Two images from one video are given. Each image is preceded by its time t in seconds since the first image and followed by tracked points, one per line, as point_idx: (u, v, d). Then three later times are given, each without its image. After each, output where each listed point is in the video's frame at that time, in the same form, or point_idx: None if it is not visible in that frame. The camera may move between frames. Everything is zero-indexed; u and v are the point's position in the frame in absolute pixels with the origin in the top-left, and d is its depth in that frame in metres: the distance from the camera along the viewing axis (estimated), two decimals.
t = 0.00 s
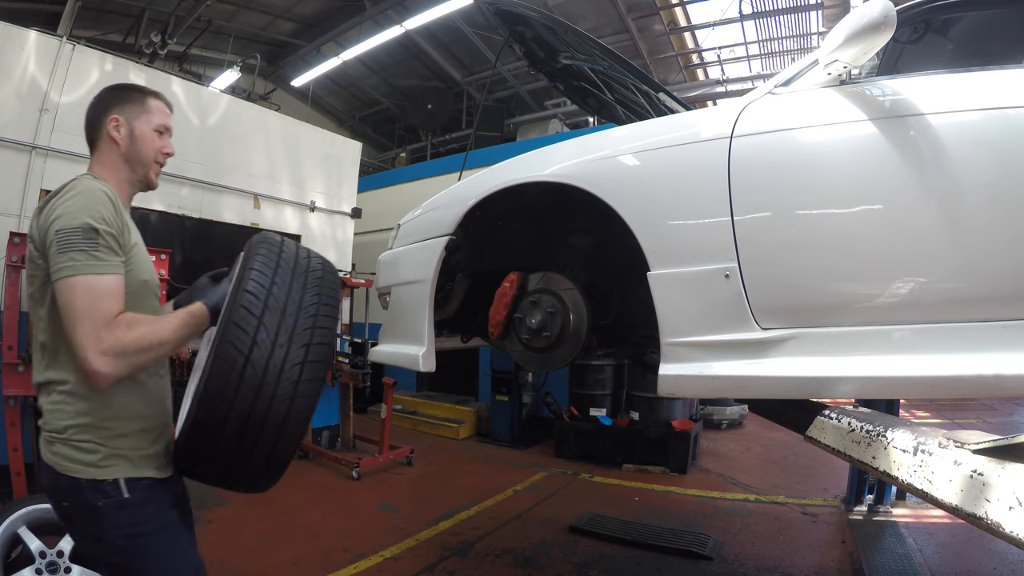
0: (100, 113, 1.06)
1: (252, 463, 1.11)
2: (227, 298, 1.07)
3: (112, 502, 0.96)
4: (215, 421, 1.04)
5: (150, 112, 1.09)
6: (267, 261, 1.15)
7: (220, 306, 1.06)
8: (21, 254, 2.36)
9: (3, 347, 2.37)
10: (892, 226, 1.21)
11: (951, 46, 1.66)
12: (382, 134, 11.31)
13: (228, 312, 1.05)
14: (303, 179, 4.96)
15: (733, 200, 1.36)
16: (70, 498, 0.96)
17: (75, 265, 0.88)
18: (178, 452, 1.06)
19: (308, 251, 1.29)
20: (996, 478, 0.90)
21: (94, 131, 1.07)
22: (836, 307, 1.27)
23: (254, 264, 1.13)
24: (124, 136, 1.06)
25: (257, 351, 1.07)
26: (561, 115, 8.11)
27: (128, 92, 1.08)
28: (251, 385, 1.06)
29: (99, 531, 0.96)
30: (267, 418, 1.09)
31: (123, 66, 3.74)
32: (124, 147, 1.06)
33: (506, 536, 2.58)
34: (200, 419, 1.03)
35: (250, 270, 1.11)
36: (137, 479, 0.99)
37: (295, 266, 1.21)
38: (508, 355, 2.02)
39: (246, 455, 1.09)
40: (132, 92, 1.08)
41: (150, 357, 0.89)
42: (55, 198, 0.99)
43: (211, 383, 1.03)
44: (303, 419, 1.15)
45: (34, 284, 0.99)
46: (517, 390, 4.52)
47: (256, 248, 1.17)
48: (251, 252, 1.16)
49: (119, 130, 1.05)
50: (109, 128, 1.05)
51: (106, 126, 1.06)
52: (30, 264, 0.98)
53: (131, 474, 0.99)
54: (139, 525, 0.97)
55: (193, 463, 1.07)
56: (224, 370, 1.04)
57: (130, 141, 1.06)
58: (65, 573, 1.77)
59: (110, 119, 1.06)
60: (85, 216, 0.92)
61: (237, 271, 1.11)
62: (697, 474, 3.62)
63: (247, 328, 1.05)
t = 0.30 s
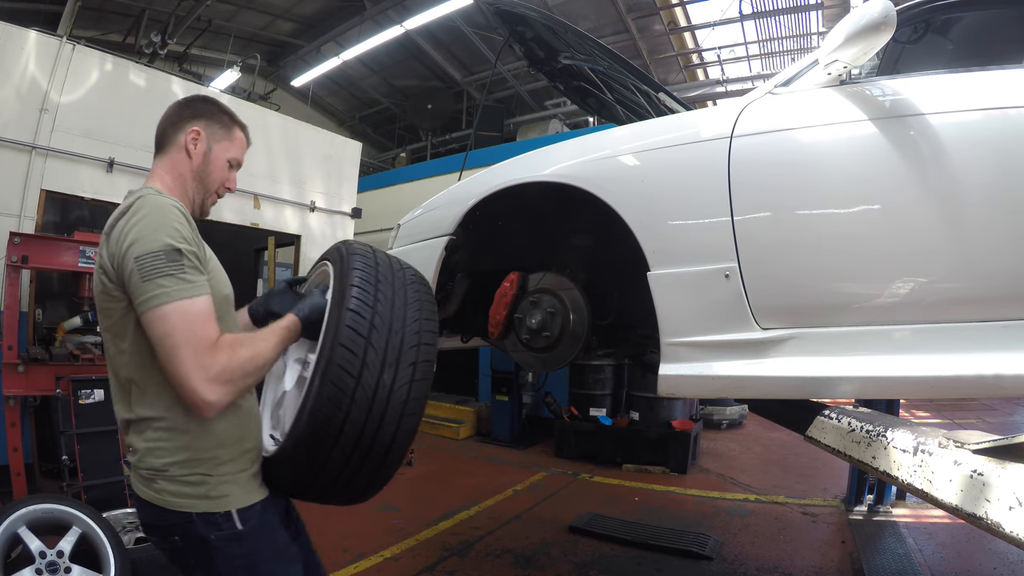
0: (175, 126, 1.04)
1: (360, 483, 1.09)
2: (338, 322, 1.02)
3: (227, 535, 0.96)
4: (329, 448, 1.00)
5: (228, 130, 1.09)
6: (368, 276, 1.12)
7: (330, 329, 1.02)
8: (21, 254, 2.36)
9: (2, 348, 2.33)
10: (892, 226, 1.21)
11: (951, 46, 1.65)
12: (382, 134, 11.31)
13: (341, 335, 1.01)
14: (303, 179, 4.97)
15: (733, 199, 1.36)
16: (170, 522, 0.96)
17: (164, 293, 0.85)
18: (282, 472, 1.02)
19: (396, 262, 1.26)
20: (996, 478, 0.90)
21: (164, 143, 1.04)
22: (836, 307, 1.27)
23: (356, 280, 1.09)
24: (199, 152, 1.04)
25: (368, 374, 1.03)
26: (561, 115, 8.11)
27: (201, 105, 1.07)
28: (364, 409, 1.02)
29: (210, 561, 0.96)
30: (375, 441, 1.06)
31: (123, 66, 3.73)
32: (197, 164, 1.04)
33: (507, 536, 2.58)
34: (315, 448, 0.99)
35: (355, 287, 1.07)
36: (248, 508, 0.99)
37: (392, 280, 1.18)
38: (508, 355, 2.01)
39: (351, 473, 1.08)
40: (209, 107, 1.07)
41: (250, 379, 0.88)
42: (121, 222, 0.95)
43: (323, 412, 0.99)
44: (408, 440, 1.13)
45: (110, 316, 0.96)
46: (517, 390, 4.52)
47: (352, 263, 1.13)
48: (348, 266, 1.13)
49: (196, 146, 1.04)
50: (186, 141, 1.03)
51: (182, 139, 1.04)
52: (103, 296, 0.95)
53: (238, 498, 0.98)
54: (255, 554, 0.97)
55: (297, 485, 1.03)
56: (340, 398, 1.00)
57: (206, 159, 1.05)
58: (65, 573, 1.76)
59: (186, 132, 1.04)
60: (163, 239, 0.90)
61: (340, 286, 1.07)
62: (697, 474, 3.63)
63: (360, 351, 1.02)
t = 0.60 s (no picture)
0: (203, 112, 1.05)
1: (429, 444, 1.22)
2: (397, 290, 1.15)
3: (286, 534, 0.98)
4: (396, 409, 1.13)
5: (255, 106, 1.09)
6: (423, 247, 1.24)
7: (390, 298, 1.15)
8: (22, 254, 2.36)
9: (2, 347, 2.34)
10: (892, 226, 1.21)
11: (951, 46, 1.65)
12: (382, 134, 11.32)
13: (403, 302, 1.14)
14: (303, 179, 4.97)
15: (733, 199, 1.36)
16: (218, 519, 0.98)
17: (223, 291, 0.85)
18: (350, 439, 1.15)
19: (445, 229, 1.39)
20: (996, 478, 0.90)
21: (195, 130, 1.05)
22: (836, 307, 1.27)
23: (413, 248, 1.22)
24: (232, 135, 1.06)
25: (432, 337, 1.16)
26: (561, 115, 8.13)
27: (224, 86, 1.06)
28: (431, 372, 1.16)
29: (265, 559, 0.98)
30: (443, 398, 1.20)
31: (123, 66, 3.73)
32: (232, 146, 1.06)
33: (507, 536, 2.58)
34: (385, 407, 1.13)
35: (412, 257, 1.20)
36: (305, 508, 1.01)
37: (444, 248, 1.30)
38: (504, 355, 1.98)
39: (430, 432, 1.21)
40: (230, 87, 1.07)
41: (313, 371, 0.92)
42: (164, 221, 0.93)
43: (392, 373, 1.12)
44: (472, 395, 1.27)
45: (159, 318, 0.95)
46: (517, 390, 4.51)
47: (407, 232, 1.26)
48: (402, 239, 1.24)
49: (228, 128, 1.05)
50: (217, 125, 1.04)
51: (213, 123, 1.05)
52: (151, 297, 0.94)
53: (300, 493, 1.00)
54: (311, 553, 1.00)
55: (366, 450, 1.16)
56: (406, 360, 1.12)
57: (238, 139, 1.06)
58: (66, 573, 1.76)
59: (215, 115, 1.05)
60: (214, 238, 0.89)
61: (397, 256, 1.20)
62: (696, 474, 3.64)
63: (423, 316, 1.15)
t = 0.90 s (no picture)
0: (247, 116, 1.06)
1: (455, 450, 1.23)
2: (424, 293, 1.18)
3: (315, 539, 0.98)
4: (423, 412, 1.14)
5: (293, 101, 1.11)
6: (450, 252, 1.27)
7: (417, 303, 1.17)
8: (22, 254, 2.36)
9: (2, 348, 2.34)
10: (892, 226, 1.21)
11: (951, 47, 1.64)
12: (382, 134, 11.32)
13: (431, 305, 1.16)
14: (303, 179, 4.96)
15: (733, 199, 1.36)
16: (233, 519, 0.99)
17: (270, 278, 0.85)
18: (378, 443, 1.15)
19: (469, 233, 1.42)
20: (996, 478, 0.90)
21: (242, 134, 1.06)
22: (836, 307, 1.27)
23: (439, 253, 1.25)
24: (280, 133, 1.07)
25: (460, 339, 1.17)
26: (561, 114, 8.14)
27: (259, 86, 1.08)
28: (457, 377, 1.17)
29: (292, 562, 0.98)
30: (470, 402, 1.20)
31: (123, 66, 3.73)
32: (282, 144, 1.08)
33: (507, 536, 2.58)
34: (412, 410, 1.14)
35: (438, 260, 1.22)
36: (336, 514, 1.01)
37: (471, 253, 1.33)
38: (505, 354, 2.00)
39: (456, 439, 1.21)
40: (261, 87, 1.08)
41: (348, 369, 0.91)
42: (217, 210, 0.95)
43: (419, 376, 1.14)
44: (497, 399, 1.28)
45: (202, 308, 0.95)
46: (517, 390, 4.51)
47: (434, 236, 1.29)
48: (429, 244, 1.27)
49: (275, 127, 1.07)
50: (264, 125, 1.05)
51: (260, 125, 1.06)
52: (196, 287, 0.94)
53: (329, 499, 1.00)
54: (339, 558, 1.00)
55: (392, 456, 1.16)
56: (433, 363, 1.14)
57: (287, 136, 1.08)
58: (66, 573, 1.76)
59: (261, 116, 1.06)
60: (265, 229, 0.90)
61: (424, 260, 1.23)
62: (696, 474, 3.63)
63: (451, 319, 1.17)
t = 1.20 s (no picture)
0: (291, 121, 1.08)
1: (485, 451, 1.27)
2: (464, 301, 1.20)
3: (340, 539, 0.97)
4: (459, 416, 1.19)
5: (335, 108, 1.12)
6: (488, 258, 1.29)
7: (457, 311, 1.20)
8: (22, 254, 2.36)
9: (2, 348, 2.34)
10: (892, 226, 1.21)
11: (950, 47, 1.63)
12: (382, 134, 11.31)
13: (472, 314, 1.19)
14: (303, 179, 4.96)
15: (733, 199, 1.36)
16: (254, 514, 0.99)
17: (322, 279, 0.86)
18: (413, 441, 1.21)
19: (504, 239, 1.43)
20: (997, 478, 0.90)
21: (287, 138, 1.08)
22: (837, 307, 1.27)
23: (478, 260, 1.26)
24: (324, 139, 1.09)
25: (497, 349, 1.21)
26: (561, 114, 8.14)
27: (303, 93, 1.09)
28: (493, 384, 1.21)
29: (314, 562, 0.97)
30: (503, 408, 1.25)
31: (123, 66, 3.73)
32: (326, 149, 1.09)
33: (507, 536, 2.58)
34: (447, 414, 1.18)
35: (478, 268, 1.24)
36: (362, 516, 1.00)
37: (507, 259, 1.35)
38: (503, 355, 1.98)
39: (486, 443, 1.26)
40: (306, 94, 1.10)
41: (390, 371, 0.91)
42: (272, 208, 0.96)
43: (456, 382, 1.18)
44: (527, 403, 1.33)
45: (251, 304, 0.96)
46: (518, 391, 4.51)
47: (472, 242, 1.31)
48: (468, 249, 1.29)
49: (319, 132, 1.09)
50: (309, 130, 1.07)
51: (304, 130, 1.08)
52: (247, 282, 0.96)
53: (357, 500, 1.00)
54: (360, 560, 0.99)
55: (427, 453, 1.22)
56: (471, 370, 1.18)
57: (331, 141, 1.10)
58: (65, 573, 1.76)
59: (305, 121, 1.08)
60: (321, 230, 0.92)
61: (462, 267, 1.25)
62: (696, 474, 3.63)
63: (490, 329, 1.20)
